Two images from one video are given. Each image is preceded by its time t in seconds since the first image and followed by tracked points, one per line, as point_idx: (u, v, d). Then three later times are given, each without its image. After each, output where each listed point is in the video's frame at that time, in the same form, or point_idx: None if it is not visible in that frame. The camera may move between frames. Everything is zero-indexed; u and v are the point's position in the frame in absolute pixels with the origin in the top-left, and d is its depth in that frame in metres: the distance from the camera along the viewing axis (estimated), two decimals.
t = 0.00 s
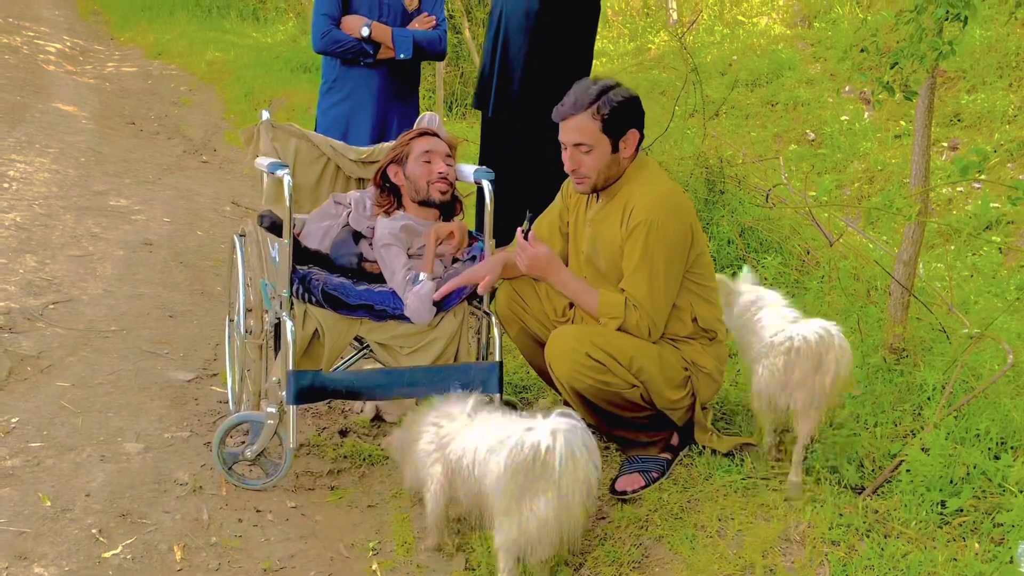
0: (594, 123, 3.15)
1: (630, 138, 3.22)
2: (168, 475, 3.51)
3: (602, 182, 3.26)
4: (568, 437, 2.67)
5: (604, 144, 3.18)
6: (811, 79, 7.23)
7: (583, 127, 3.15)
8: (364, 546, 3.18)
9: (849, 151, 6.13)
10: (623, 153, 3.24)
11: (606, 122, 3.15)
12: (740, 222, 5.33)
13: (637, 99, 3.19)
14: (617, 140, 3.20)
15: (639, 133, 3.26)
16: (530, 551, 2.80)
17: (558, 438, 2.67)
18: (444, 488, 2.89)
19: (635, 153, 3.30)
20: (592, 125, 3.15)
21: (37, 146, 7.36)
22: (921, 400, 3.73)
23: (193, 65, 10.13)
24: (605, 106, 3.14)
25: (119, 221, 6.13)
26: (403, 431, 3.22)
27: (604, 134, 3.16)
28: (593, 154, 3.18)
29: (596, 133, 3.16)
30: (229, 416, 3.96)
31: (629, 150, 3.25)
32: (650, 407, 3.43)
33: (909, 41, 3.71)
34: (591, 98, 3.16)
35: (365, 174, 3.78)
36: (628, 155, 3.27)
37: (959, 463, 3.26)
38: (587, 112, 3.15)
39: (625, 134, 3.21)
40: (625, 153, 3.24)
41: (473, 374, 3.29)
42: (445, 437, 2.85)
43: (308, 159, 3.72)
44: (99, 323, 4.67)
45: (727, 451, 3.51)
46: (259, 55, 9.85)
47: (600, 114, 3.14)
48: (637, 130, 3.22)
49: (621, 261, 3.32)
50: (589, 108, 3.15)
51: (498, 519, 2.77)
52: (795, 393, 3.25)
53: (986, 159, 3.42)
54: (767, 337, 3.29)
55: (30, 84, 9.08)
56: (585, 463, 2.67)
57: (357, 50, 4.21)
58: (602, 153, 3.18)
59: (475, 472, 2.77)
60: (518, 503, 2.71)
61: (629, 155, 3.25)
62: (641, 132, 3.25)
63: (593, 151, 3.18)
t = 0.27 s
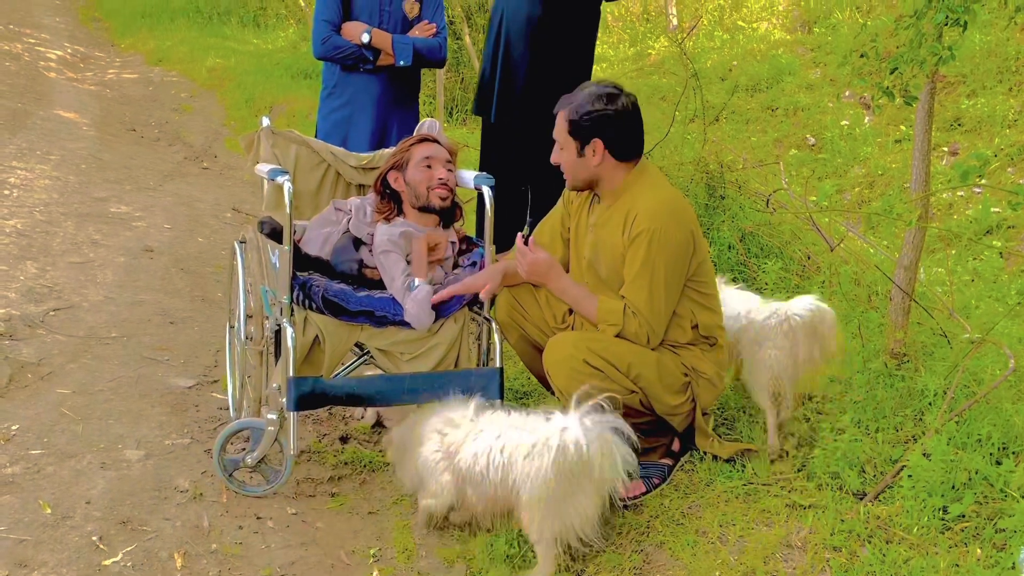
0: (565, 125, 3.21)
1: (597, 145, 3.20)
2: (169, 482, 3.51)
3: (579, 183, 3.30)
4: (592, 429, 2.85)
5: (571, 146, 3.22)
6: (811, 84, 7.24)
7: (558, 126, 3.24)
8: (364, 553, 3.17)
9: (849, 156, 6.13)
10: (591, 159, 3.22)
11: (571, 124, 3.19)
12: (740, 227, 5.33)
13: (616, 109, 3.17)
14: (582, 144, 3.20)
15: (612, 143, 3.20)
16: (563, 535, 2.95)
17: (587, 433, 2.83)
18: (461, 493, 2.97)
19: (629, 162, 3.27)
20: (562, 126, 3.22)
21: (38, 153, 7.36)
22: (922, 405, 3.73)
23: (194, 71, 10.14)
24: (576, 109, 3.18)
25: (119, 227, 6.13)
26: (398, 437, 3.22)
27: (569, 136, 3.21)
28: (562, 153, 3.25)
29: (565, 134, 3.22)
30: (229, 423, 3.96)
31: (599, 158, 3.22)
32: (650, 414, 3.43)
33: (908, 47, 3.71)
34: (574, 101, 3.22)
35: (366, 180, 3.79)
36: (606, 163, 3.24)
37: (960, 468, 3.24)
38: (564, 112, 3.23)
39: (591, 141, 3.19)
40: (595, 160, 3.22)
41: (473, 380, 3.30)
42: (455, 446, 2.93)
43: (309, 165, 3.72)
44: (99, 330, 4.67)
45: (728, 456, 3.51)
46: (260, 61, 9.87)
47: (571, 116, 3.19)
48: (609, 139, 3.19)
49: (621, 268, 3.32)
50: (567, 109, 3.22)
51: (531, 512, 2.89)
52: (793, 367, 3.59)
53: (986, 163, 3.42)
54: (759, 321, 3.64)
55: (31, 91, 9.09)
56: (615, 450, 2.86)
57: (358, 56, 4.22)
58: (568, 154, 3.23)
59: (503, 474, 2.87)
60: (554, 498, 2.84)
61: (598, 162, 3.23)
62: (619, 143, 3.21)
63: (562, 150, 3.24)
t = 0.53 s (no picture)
0: (564, 127, 3.21)
1: (594, 149, 3.19)
2: (166, 488, 3.50)
3: (577, 186, 3.30)
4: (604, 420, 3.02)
5: (569, 149, 3.22)
6: (810, 88, 7.24)
7: (557, 128, 3.24)
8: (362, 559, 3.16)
9: (848, 160, 6.13)
10: (589, 162, 3.22)
11: (569, 127, 3.19)
12: (739, 231, 5.33)
13: (615, 113, 3.17)
14: (580, 147, 3.20)
15: (609, 146, 3.19)
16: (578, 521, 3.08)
17: (603, 423, 3.00)
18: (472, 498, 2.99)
19: (628, 167, 3.27)
20: (561, 128, 3.22)
21: (37, 159, 7.37)
22: (921, 409, 3.72)
23: (193, 77, 10.15)
24: (574, 112, 3.18)
25: (118, 233, 6.13)
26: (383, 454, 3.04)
27: (568, 138, 3.20)
28: (560, 155, 3.25)
29: (564, 136, 3.22)
30: (228, 429, 3.95)
31: (596, 161, 3.22)
32: (650, 419, 3.42)
33: (906, 51, 3.70)
34: (573, 104, 3.22)
35: (365, 186, 3.79)
36: (603, 167, 3.24)
37: (960, 472, 3.24)
38: (564, 115, 3.23)
39: (588, 144, 3.19)
40: (593, 163, 3.22)
41: (472, 385, 3.29)
42: (467, 452, 2.95)
43: (307, 170, 3.72)
44: (98, 336, 4.67)
45: (727, 461, 3.49)
46: (259, 67, 9.88)
47: (569, 118, 3.19)
48: (607, 143, 3.19)
49: (621, 273, 3.32)
50: (566, 112, 3.22)
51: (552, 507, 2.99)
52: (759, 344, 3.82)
53: (984, 167, 3.41)
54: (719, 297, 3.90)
55: (30, 97, 9.10)
56: (626, 437, 3.04)
57: (357, 60, 4.21)
58: (567, 157, 3.23)
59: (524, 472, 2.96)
60: (574, 492, 2.95)
61: (596, 165, 3.22)
62: (616, 148, 3.20)
63: (560, 152, 3.25)
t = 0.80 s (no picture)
0: (567, 131, 3.23)
1: (596, 152, 3.20)
2: (166, 492, 3.50)
3: (579, 191, 3.31)
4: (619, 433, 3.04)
5: (571, 153, 3.23)
6: (809, 92, 7.24)
7: (559, 133, 3.26)
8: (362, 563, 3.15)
9: (847, 164, 6.13)
10: (591, 166, 3.22)
11: (571, 131, 3.21)
12: (739, 235, 5.33)
13: (617, 117, 3.18)
14: (582, 151, 3.21)
15: (611, 149, 3.20)
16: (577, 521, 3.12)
17: (620, 437, 3.02)
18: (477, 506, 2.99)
19: (631, 171, 3.27)
20: (563, 132, 3.24)
21: (37, 164, 7.37)
22: (921, 412, 3.72)
23: (193, 82, 10.16)
24: (576, 116, 3.20)
25: (117, 238, 6.13)
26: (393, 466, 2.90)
27: (570, 143, 3.22)
28: (563, 159, 3.26)
29: (567, 140, 3.23)
30: (227, 433, 3.95)
31: (598, 165, 3.22)
32: (649, 423, 3.42)
33: (905, 54, 3.69)
34: (575, 109, 3.24)
35: (364, 190, 3.78)
36: (606, 171, 3.25)
37: (960, 476, 3.24)
38: (566, 119, 3.25)
39: (590, 148, 3.20)
40: (595, 167, 3.23)
41: (471, 389, 3.28)
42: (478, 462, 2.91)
43: (307, 174, 3.73)
44: (97, 340, 4.67)
45: (727, 465, 3.49)
46: (259, 72, 9.89)
47: (571, 122, 3.21)
48: (609, 147, 3.19)
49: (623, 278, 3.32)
50: (569, 116, 3.24)
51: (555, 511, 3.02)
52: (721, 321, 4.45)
53: (983, 170, 3.41)
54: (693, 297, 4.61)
55: (30, 102, 9.11)
56: (634, 450, 3.05)
57: (353, 64, 4.22)
58: (570, 160, 3.24)
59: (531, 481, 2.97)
60: (580, 499, 2.99)
61: (598, 169, 3.23)
62: (618, 152, 3.21)
63: (563, 156, 3.26)
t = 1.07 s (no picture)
0: (569, 132, 3.23)
1: (598, 153, 3.19)
2: (164, 495, 3.50)
3: (581, 192, 3.30)
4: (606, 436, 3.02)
5: (573, 153, 3.23)
6: (808, 95, 7.25)
7: (561, 134, 3.26)
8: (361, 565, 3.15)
9: (846, 167, 6.14)
10: (593, 166, 3.22)
11: (573, 132, 3.20)
12: (738, 238, 5.33)
13: (619, 118, 3.17)
14: (584, 152, 3.21)
15: (612, 150, 3.19)
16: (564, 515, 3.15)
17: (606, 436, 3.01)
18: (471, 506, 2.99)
19: (632, 172, 3.27)
20: (565, 133, 3.24)
21: (36, 168, 7.38)
22: (921, 414, 3.72)
23: (192, 86, 10.17)
24: (578, 117, 3.20)
25: (116, 241, 6.14)
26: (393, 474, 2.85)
27: (571, 143, 3.22)
28: (564, 160, 3.26)
29: (569, 141, 3.23)
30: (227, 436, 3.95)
31: (600, 166, 3.22)
32: (648, 425, 3.42)
33: (903, 57, 3.68)
34: (577, 110, 3.24)
35: (363, 193, 3.79)
36: (607, 172, 3.24)
37: (959, 478, 3.24)
38: (568, 120, 3.24)
39: (591, 148, 3.19)
40: (597, 168, 3.22)
41: (470, 392, 3.28)
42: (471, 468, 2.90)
43: (305, 177, 3.73)
44: (96, 344, 4.67)
45: (726, 467, 3.49)
46: (258, 75, 9.90)
47: (574, 123, 3.21)
48: (611, 148, 3.19)
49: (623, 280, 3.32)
50: (571, 117, 3.24)
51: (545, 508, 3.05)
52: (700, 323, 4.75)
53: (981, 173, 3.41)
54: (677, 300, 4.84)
55: (29, 106, 9.12)
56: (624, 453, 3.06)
57: (345, 66, 4.21)
58: (572, 161, 3.24)
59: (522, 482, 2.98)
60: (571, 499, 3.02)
61: (600, 170, 3.22)
62: (620, 152, 3.20)
63: (565, 157, 3.25)
